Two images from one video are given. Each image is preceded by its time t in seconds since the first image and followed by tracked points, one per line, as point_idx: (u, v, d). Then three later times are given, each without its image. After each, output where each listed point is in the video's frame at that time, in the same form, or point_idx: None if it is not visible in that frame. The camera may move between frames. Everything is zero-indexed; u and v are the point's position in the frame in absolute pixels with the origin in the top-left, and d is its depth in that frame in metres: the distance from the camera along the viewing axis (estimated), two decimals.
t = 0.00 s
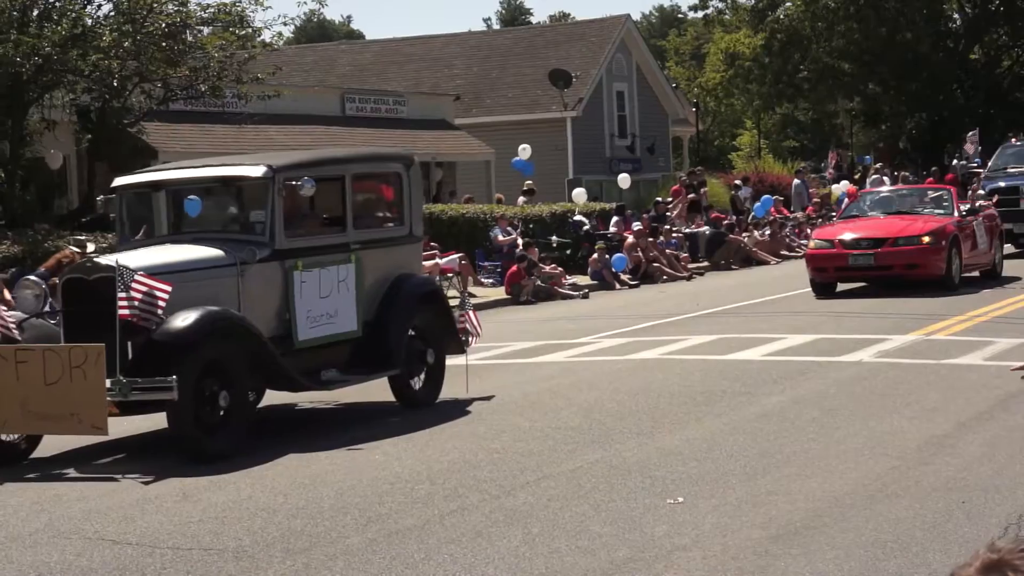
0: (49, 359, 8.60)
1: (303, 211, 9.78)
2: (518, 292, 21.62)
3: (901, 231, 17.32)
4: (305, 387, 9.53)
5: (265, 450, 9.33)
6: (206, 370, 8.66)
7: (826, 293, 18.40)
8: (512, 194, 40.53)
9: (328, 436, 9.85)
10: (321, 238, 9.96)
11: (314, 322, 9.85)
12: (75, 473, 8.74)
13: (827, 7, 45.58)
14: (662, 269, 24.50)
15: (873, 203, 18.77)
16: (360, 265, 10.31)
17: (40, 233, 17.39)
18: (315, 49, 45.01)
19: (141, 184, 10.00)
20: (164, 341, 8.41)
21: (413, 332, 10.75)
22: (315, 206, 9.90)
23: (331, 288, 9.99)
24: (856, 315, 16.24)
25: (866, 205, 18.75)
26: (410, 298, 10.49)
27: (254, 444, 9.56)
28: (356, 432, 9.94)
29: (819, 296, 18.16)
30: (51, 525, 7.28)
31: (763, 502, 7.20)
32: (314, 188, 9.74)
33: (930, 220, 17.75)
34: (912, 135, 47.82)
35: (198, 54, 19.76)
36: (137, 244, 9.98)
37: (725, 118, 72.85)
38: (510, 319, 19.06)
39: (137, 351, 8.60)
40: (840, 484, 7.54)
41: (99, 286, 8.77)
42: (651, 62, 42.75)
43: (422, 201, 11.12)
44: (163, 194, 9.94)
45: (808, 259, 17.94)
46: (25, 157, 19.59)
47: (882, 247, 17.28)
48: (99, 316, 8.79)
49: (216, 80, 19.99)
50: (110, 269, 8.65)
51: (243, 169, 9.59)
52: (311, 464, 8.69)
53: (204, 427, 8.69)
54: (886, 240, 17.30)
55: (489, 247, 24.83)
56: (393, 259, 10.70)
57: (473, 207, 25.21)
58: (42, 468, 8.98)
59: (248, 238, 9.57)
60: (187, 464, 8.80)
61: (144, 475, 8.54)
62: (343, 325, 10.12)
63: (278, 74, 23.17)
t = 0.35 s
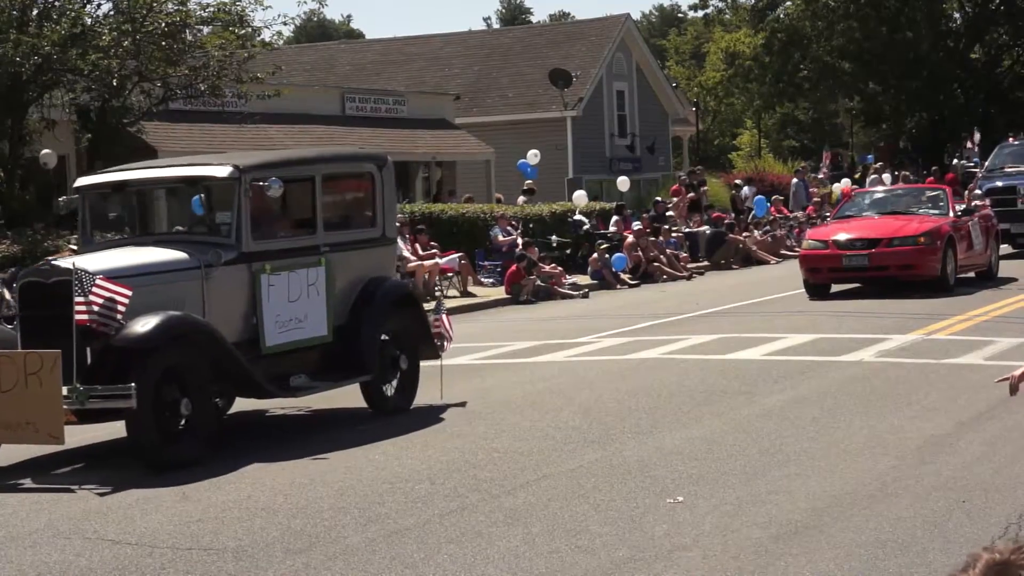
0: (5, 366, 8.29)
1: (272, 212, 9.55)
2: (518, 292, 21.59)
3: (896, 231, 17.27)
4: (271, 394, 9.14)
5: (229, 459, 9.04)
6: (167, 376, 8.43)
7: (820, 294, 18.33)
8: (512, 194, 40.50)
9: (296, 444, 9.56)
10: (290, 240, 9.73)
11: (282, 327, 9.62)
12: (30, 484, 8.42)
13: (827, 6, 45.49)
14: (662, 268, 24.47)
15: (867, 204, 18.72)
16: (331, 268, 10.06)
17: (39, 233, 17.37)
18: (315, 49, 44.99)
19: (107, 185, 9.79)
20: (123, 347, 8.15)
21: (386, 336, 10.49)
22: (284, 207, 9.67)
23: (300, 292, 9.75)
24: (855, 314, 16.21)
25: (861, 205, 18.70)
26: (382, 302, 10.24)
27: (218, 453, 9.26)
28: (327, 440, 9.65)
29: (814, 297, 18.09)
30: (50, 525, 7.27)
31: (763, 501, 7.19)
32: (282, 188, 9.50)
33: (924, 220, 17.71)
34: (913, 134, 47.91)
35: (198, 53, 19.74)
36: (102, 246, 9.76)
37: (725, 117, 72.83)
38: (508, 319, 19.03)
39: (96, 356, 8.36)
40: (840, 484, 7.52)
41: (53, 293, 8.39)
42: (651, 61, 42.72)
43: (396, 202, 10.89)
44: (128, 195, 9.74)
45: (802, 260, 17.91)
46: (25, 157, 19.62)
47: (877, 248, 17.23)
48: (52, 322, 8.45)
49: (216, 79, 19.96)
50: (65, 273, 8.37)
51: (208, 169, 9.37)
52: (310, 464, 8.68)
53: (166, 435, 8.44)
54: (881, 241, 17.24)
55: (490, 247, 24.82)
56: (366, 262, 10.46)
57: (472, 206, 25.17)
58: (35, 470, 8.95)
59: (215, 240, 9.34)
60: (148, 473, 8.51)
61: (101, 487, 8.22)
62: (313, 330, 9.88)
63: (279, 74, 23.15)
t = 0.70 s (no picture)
0: None
1: (238, 214, 9.13)
2: (518, 292, 21.57)
3: (890, 232, 17.15)
4: (234, 401, 8.85)
5: (191, 467, 8.76)
6: (124, 385, 8.05)
7: (816, 295, 18.24)
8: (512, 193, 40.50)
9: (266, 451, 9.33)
10: (257, 243, 9.32)
11: (248, 332, 9.24)
12: None
13: (827, 6, 45.54)
14: (661, 268, 24.47)
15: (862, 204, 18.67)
16: (299, 272, 9.65)
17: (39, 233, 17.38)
18: (315, 48, 45.02)
19: (68, 186, 9.38)
20: (77, 353, 7.77)
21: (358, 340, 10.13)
22: (251, 209, 9.26)
23: (266, 296, 9.36)
24: (855, 314, 16.19)
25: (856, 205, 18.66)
26: (353, 306, 9.85)
27: (181, 461, 8.99)
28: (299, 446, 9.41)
29: (808, 299, 18.02)
30: (50, 526, 7.27)
31: (762, 501, 7.18)
32: (248, 189, 9.08)
33: (918, 220, 17.62)
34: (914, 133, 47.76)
35: (198, 53, 19.73)
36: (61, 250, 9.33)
37: (725, 117, 72.85)
38: (508, 318, 19.01)
39: (51, 362, 7.89)
40: (840, 484, 7.52)
41: (8, 294, 8.00)
42: (651, 61, 42.71)
43: (369, 202, 10.49)
44: (88, 197, 9.30)
45: (796, 262, 17.85)
46: (26, 156, 19.65)
47: (870, 248, 17.11)
48: (5, 326, 8.06)
49: (216, 79, 19.94)
50: (20, 277, 7.97)
51: (172, 169, 8.96)
52: (311, 464, 8.69)
53: (123, 446, 8.09)
54: (874, 241, 17.12)
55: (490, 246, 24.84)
56: (337, 265, 10.05)
57: (473, 206, 25.16)
58: (14, 475, 8.84)
59: (177, 243, 8.93)
60: (106, 484, 8.23)
61: (55, 499, 7.91)
62: (281, 335, 9.49)
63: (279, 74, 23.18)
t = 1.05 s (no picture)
0: None
1: (201, 216, 8.81)
2: (519, 291, 21.57)
3: (884, 233, 17.02)
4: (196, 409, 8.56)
5: (149, 477, 8.46)
6: (78, 393, 7.73)
7: (809, 296, 18.17)
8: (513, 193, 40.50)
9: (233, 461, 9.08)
10: (222, 245, 9.00)
11: (212, 338, 8.93)
12: None
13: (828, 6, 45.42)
14: (662, 268, 24.44)
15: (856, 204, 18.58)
16: (266, 275, 9.34)
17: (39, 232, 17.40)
18: (316, 47, 45.02)
19: (25, 186, 9.04)
20: (30, 361, 7.45)
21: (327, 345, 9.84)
22: (215, 210, 8.94)
23: (231, 300, 9.05)
24: (854, 314, 16.18)
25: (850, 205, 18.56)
26: (322, 311, 9.56)
27: (141, 472, 8.69)
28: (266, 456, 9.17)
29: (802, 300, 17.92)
30: (51, 525, 7.27)
31: (762, 501, 7.18)
32: (211, 190, 8.76)
33: (913, 220, 17.51)
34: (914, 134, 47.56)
35: (199, 53, 19.74)
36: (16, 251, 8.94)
37: (725, 117, 72.87)
38: (508, 318, 18.99)
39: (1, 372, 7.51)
40: (840, 484, 7.52)
41: None
42: (652, 60, 42.71)
43: (339, 203, 10.19)
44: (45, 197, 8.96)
45: (789, 262, 17.76)
46: (27, 156, 19.68)
47: (864, 249, 17.00)
48: None
49: (216, 79, 19.95)
50: None
51: (132, 169, 8.64)
52: (313, 463, 8.69)
53: (77, 455, 7.77)
54: (868, 242, 17.01)
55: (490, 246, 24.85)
56: (306, 267, 9.75)
57: (474, 205, 25.16)
58: None
59: (136, 246, 8.60)
60: (59, 496, 7.92)
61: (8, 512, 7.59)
62: (246, 341, 9.19)
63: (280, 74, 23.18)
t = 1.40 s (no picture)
0: None
1: (161, 217, 8.58)
2: (520, 291, 21.56)
3: (877, 234, 16.94)
4: (156, 417, 8.36)
5: (106, 488, 8.17)
6: (30, 399, 7.46)
7: (803, 297, 18.08)
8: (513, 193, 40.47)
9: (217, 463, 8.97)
10: (183, 248, 8.77)
11: (172, 343, 8.72)
12: None
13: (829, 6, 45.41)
14: (662, 267, 24.41)
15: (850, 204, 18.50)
16: (229, 278, 9.10)
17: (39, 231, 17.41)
18: (317, 47, 45.02)
19: None
20: None
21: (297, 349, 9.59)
22: (175, 211, 8.71)
23: (192, 304, 8.82)
24: (854, 314, 16.15)
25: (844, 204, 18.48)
26: (290, 315, 9.30)
27: (96, 480, 8.45)
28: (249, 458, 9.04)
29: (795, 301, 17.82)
30: (52, 524, 7.27)
31: (764, 500, 7.18)
32: (170, 190, 8.52)
33: (907, 220, 17.43)
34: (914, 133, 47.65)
35: (199, 52, 19.74)
36: None
37: (726, 116, 72.83)
38: (508, 318, 18.96)
39: None
40: (841, 484, 7.51)
41: None
42: (653, 60, 42.70)
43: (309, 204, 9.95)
44: None
45: (782, 263, 17.66)
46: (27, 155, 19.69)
47: (857, 251, 16.92)
48: None
49: (217, 78, 19.96)
50: None
51: (90, 170, 8.38)
52: (313, 463, 8.69)
53: (30, 466, 7.47)
54: (861, 243, 16.93)
55: (490, 246, 24.85)
56: (273, 270, 9.51)
57: (475, 204, 25.16)
58: None
59: (94, 247, 8.35)
60: (13, 508, 7.60)
61: None
62: (208, 346, 8.97)
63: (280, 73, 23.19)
